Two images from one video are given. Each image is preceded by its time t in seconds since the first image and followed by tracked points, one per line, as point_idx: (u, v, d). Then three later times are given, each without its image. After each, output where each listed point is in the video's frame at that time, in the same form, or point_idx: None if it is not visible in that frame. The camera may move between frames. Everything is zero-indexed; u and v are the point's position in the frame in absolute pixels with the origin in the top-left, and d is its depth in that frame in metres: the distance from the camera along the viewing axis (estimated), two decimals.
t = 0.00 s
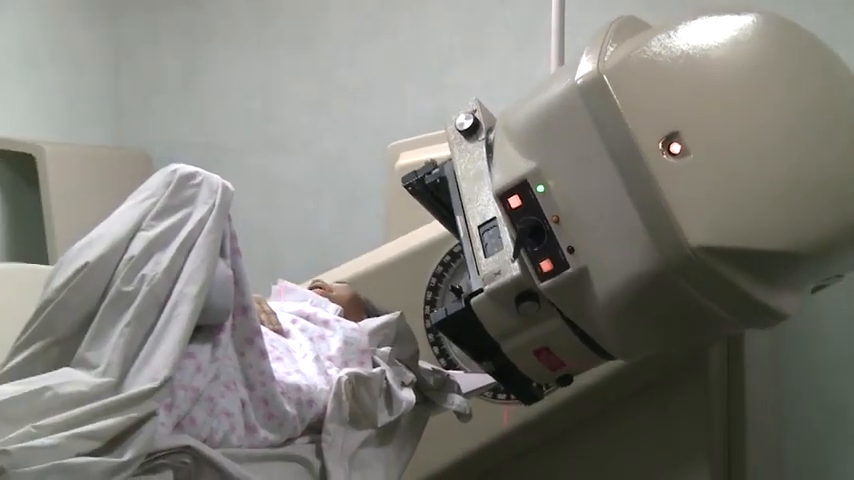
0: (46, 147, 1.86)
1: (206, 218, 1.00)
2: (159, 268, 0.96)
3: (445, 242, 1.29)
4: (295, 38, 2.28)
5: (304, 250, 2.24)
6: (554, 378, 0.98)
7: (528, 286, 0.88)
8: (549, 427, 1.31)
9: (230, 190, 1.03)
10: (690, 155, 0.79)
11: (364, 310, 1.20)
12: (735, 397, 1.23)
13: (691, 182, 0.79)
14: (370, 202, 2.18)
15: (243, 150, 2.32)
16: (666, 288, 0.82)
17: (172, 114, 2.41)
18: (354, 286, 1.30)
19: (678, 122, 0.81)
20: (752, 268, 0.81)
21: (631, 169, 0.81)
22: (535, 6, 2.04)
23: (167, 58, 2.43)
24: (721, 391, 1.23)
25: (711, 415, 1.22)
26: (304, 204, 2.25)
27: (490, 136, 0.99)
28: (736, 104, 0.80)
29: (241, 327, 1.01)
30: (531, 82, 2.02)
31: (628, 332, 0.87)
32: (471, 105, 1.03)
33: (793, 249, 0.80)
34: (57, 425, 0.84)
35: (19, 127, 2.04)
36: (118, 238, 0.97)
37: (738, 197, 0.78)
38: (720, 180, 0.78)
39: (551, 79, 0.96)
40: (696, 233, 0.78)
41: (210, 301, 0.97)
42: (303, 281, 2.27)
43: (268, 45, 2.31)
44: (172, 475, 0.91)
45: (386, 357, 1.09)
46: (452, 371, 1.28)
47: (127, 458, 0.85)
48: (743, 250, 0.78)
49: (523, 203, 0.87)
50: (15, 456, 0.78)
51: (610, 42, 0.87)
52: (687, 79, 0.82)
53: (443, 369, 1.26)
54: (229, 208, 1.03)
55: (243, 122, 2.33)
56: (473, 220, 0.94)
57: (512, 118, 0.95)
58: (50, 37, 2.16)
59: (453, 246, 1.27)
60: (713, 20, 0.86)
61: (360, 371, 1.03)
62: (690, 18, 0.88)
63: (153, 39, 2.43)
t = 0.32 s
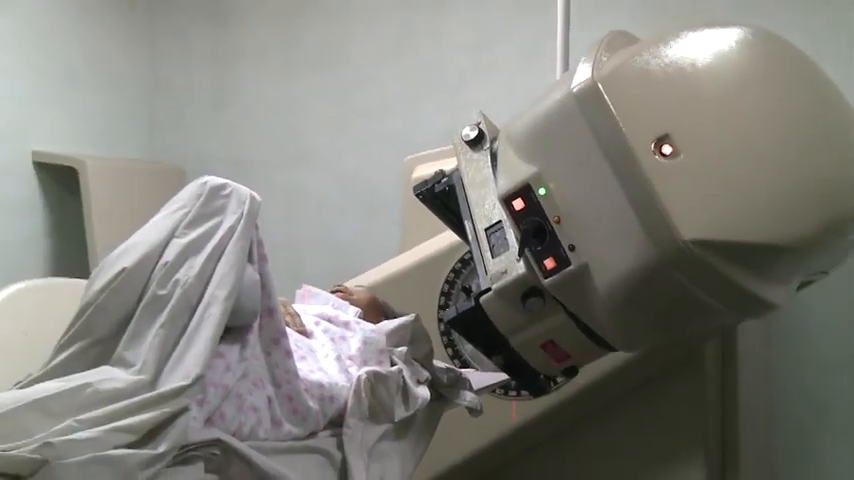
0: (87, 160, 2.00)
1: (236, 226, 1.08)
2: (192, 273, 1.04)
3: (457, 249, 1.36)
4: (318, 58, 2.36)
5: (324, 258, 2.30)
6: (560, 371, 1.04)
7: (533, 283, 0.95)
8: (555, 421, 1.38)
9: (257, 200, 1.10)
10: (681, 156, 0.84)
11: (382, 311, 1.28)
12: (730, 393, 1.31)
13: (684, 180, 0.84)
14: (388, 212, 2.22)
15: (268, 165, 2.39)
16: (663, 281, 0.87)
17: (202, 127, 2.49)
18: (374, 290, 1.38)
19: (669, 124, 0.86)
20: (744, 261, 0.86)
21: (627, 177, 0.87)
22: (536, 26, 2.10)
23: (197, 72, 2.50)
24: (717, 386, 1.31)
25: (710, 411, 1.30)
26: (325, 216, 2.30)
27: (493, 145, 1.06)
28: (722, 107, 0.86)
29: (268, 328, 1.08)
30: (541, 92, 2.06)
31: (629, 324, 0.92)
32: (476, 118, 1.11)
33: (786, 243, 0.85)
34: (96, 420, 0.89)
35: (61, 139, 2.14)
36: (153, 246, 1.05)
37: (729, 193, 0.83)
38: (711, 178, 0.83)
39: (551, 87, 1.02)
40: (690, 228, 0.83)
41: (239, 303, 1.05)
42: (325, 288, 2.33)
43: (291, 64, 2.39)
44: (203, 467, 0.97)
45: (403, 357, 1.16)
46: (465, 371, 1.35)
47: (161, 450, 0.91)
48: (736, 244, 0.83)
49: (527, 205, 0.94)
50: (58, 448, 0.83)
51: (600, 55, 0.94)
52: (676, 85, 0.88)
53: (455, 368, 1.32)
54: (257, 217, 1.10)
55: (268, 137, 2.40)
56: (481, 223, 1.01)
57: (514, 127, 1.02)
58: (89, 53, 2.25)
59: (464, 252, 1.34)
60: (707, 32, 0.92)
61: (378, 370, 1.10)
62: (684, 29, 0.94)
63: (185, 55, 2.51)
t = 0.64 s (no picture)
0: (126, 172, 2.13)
1: (262, 232, 1.15)
2: (221, 276, 1.11)
3: (469, 254, 1.44)
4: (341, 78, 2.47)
5: (345, 262, 2.40)
6: (565, 362, 1.10)
7: (537, 279, 1.01)
8: (562, 414, 1.46)
9: (282, 209, 1.17)
10: (671, 153, 0.90)
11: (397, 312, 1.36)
12: (724, 381, 1.46)
13: (676, 178, 0.89)
14: (405, 220, 2.34)
15: (292, 177, 2.50)
16: (658, 271, 0.93)
17: (230, 142, 2.60)
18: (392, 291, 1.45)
19: (660, 124, 0.92)
20: (734, 251, 0.91)
21: (628, 178, 0.92)
22: (547, 46, 2.22)
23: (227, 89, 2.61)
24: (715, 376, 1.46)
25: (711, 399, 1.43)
26: (347, 225, 2.41)
27: (497, 152, 1.12)
28: (709, 106, 0.91)
29: (293, 328, 1.15)
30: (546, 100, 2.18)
31: (627, 314, 0.98)
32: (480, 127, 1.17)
33: (773, 235, 0.90)
34: (130, 414, 0.98)
35: (99, 150, 2.26)
36: (185, 251, 1.13)
37: (718, 186, 0.88)
38: (700, 172, 0.89)
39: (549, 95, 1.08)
40: (682, 222, 0.89)
41: (266, 304, 1.12)
42: (345, 291, 2.44)
43: (313, 83, 2.50)
44: (232, 456, 1.05)
45: (418, 355, 1.24)
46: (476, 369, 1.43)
47: (192, 442, 0.99)
48: (725, 235, 0.88)
49: (529, 206, 0.99)
50: (96, 439, 0.93)
51: (593, 64, 1.00)
52: (666, 87, 0.93)
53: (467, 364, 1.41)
54: (282, 224, 1.17)
55: (292, 150, 2.51)
56: (487, 225, 1.07)
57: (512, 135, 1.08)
58: (125, 70, 2.38)
59: (475, 258, 1.42)
60: (698, 43, 0.97)
61: (395, 367, 1.18)
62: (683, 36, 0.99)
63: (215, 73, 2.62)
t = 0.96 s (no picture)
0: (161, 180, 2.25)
1: (289, 237, 1.22)
2: (251, 278, 1.18)
3: (481, 259, 1.52)
4: (365, 99, 2.61)
5: (370, 269, 2.57)
6: (572, 351, 1.16)
7: (543, 273, 1.08)
8: (570, 407, 1.54)
9: (308, 216, 1.25)
10: (663, 150, 0.94)
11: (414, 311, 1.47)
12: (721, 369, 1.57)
13: (668, 171, 0.93)
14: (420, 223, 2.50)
15: (318, 186, 2.66)
16: (657, 261, 0.97)
17: (261, 157, 2.75)
18: (407, 292, 1.56)
19: (652, 122, 0.96)
20: (726, 242, 0.94)
21: (625, 176, 0.96)
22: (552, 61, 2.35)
23: (259, 110, 2.76)
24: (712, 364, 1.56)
25: (710, 387, 1.54)
26: (367, 228, 2.58)
27: (501, 157, 1.21)
28: (699, 104, 0.95)
29: (319, 326, 1.22)
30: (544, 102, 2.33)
31: (628, 302, 1.02)
32: (485, 135, 1.26)
33: (764, 224, 0.93)
34: (166, 407, 1.03)
35: (138, 161, 2.40)
36: (217, 255, 1.20)
37: (709, 179, 0.92)
38: (691, 166, 0.92)
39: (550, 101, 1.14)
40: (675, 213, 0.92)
41: (292, 304, 1.18)
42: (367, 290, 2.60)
43: (334, 98, 2.66)
44: (260, 446, 1.12)
45: (434, 351, 1.34)
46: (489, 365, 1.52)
47: (224, 433, 1.05)
48: (718, 224, 0.91)
49: (533, 204, 1.07)
50: (136, 430, 0.98)
51: (589, 71, 1.07)
52: (657, 87, 0.98)
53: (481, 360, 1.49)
54: (308, 229, 1.26)
55: (316, 160, 2.67)
56: (495, 225, 1.16)
57: (516, 140, 1.16)
58: (164, 88, 2.53)
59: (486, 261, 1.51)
60: (690, 50, 1.01)
61: (413, 363, 1.26)
62: (678, 43, 1.04)
63: (247, 95, 2.78)
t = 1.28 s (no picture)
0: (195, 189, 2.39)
1: (314, 242, 1.30)
2: (278, 279, 1.25)
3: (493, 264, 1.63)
4: (384, 111, 2.71)
5: (388, 270, 2.66)
6: (579, 341, 1.23)
7: (548, 267, 1.15)
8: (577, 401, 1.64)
9: (331, 222, 1.32)
10: (656, 146, 1.01)
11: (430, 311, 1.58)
12: (718, 360, 1.68)
13: (660, 165, 1.00)
14: (434, 232, 2.56)
15: (340, 195, 2.78)
16: (654, 253, 1.03)
17: (287, 168, 2.88)
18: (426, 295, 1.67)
19: (644, 121, 1.03)
20: (720, 232, 1.00)
21: (631, 179, 1.02)
22: (559, 73, 2.40)
23: (286, 126, 2.90)
24: (710, 356, 1.67)
25: (707, 377, 1.65)
26: (386, 236, 2.67)
27: (505, 162, 1.29)
28: (688, 102, 1.02)
29: (342, 326, 1.29)
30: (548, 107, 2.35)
31: (629, 292, 1.09)
32: (490, 142, 1.33)
33: (754, 214, 0.98)
34: (199, 400, 1.09)
35: (173, 170, 2.54)
36: (245, 260, 1.26)
37: (699, 170, 0.98)
38: (682, 160, 0.99)
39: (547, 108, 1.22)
40: (670, 203, 0.98)
41: (316, 304, 1.25)
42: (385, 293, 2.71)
43: (356, 111, 2.76)
44: (287, 437, 1.18)
45: (449, 348, 1.44)
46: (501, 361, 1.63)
47: (253, 425, 1.10)
48: (709, 214, 0.97)
49: (537, 202, 1.14)
50: (171, 422, 1.03)
51: (584, 75, 1.14)
52: (648, 89, 1.05)
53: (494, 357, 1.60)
54: (332, 234, 1.33)
55: (339, 172, 2.78)
56: (502, 225, 1.24)
57: (517, 145, 1.24)
58: (198, 104, 2.67)
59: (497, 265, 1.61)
60: (679, 57, 1.08)
61: (429, 360, 1.35)
62: (676, 51, 1.10)
63: (275, 111, 2.92)
